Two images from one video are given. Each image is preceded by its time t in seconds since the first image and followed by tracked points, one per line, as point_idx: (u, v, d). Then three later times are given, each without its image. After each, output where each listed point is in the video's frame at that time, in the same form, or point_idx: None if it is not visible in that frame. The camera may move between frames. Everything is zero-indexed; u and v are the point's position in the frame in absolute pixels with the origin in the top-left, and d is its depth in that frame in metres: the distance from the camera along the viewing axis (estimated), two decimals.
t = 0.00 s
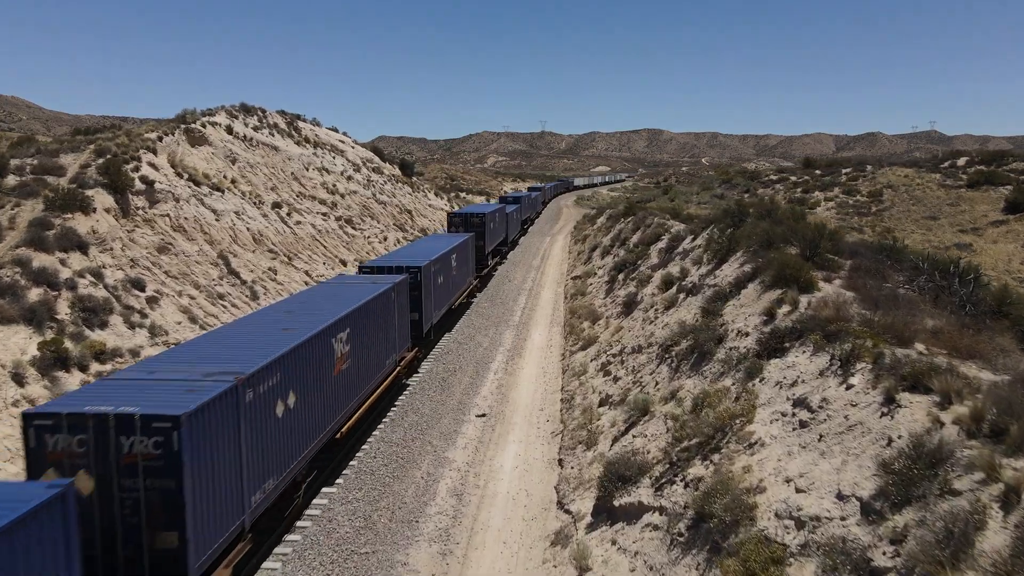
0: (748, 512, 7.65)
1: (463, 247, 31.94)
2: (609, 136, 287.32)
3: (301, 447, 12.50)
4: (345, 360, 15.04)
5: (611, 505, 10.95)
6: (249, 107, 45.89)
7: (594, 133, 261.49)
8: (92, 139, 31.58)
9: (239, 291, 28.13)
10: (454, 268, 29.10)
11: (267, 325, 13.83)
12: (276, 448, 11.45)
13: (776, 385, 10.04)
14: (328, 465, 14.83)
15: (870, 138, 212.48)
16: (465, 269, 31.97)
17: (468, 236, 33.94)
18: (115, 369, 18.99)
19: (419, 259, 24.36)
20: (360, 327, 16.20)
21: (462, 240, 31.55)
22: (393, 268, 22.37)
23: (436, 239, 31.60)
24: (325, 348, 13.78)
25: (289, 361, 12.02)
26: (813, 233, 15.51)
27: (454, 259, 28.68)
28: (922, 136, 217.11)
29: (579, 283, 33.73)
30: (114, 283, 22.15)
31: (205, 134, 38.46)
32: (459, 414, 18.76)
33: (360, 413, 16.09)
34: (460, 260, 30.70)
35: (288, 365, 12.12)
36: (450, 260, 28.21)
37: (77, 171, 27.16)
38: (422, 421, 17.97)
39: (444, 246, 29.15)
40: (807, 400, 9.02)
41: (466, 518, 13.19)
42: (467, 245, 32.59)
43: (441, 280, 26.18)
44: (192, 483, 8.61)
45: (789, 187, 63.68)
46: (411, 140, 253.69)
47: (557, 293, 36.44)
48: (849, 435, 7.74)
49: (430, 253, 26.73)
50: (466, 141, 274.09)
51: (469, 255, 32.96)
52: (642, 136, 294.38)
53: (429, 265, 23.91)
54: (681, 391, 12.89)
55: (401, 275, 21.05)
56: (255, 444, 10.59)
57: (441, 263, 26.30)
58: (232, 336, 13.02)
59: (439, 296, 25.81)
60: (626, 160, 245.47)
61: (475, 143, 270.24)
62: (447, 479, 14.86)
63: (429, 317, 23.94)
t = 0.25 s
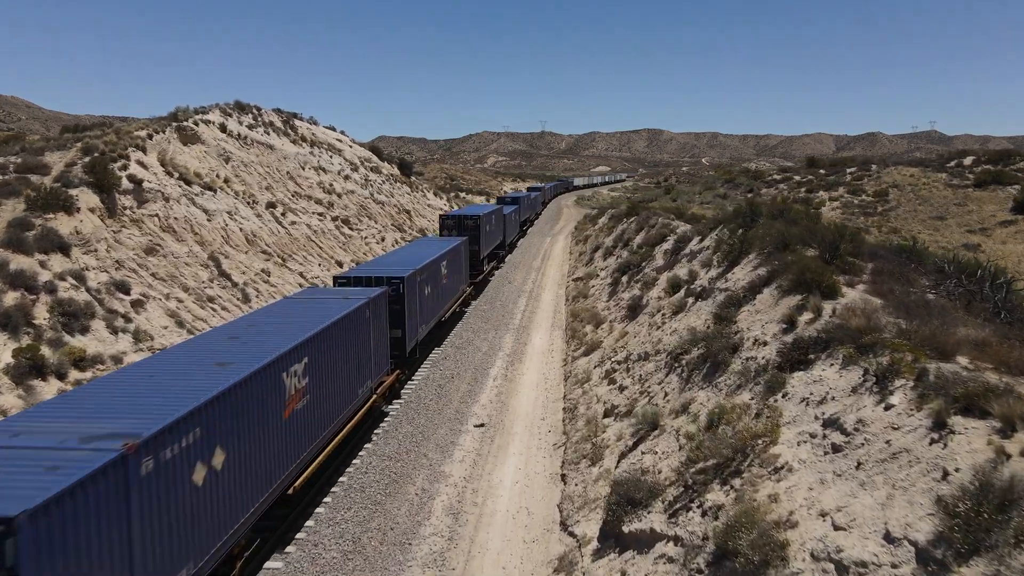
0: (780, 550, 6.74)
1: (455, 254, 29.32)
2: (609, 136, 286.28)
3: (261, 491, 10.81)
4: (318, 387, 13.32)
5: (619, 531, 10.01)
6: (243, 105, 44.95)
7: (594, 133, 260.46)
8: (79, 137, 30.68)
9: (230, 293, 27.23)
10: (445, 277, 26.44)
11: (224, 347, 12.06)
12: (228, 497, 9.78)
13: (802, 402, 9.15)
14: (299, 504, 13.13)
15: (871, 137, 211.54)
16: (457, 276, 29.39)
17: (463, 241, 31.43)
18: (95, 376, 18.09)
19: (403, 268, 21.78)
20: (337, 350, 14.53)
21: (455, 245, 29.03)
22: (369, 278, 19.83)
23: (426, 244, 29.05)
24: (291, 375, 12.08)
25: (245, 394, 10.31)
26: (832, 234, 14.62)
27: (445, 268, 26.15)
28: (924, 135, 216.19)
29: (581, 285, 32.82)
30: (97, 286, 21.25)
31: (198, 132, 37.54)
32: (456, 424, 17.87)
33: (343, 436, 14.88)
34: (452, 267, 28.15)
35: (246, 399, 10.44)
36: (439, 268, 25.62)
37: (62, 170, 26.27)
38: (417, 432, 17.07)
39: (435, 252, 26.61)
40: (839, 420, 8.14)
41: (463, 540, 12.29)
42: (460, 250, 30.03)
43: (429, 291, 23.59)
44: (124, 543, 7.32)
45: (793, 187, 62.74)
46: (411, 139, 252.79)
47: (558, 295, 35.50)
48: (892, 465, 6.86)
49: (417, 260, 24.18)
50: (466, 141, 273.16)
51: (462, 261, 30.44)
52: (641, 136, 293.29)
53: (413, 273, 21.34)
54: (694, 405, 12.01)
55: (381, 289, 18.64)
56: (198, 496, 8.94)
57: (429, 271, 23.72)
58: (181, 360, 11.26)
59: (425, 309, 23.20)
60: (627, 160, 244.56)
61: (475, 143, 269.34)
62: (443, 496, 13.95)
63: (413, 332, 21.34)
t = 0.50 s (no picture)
0: None
1: (444, 261, 26.70)
2: (609, 136, 285.27)
3: (259, 503, 10.38)
4: (317, 392, 12.72)
5: (629, 562, 9.03)
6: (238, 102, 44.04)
7: (594, 133, 259.63)
8: (66, 135, 29.79)
9: (220, 296, 26.33)
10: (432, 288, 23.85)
11: (189, 363, 10.46)
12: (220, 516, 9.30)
13: (833, 423, 8.26)
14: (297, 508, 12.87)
15: (872, 137, 210.67)
16: (445, 287, 26.83)
17: (452, 245, 28.97)
18: (73, 385, 17.19)
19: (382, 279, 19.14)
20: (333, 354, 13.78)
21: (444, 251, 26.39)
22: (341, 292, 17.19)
23: (411, 250, 26.43)
24: (268, 395, 10.60)
25: (239, 409, 9.65)
26: (852, 236, 13.73)
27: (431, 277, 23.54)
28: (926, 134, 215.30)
29: (583, 287, 31.93)
30: (78, 290, 20.35)
31: (190, 130, 36.63)
32: (453, 435, 16.96)
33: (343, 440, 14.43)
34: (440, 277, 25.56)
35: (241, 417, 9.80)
36: (425, 278, 22.99)
37: (45, 168, 25.38)
38: (412, 444, 16.16)
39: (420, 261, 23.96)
40: (879, 445, 7.27)
41: (459, 566, 11.38)
42: (448, 258, 27.41)
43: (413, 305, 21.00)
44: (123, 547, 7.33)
45: (797, 187, 61.85)
46: (411, 139, 251.96)
47: (559, 297, 34.58)
48: (950, 504, 5.99)
49: (402, 269, 21.55)
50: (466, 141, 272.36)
51: (450, 268, 27.79)
52: (642, 136, 292.25)
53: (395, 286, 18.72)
54: (708, 420, 11.11)
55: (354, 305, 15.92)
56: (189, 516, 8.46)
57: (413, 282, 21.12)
58: (174, 365, 10.55)
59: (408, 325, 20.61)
60: (627, 159, 243.67)
61: (475, 143, 268.41)
62: (438, 515, 13.05)
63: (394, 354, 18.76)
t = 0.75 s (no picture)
0: None
1: (432, 269, 24.01)
2: (609, 136, 284.43)
3: (255, 504, 10.11)
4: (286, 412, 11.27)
5: None
6: (231, 100, 43.15)
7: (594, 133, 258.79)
8: (52, 133, 28.91)
9: (210, 299, 25.43)
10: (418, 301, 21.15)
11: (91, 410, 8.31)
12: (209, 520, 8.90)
13: (871, 450, 7.38)
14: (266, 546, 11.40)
15: (873, 137, 209.68)
16: (435, 298, 24.17)
17: (443, 250, 26.32)
18: (48, 395, 16.30)
19: (353, 296, 16.52)
20: (302, 371, 12.20)
21: (432, 258, 23.66)
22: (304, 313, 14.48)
23: (397, 257, 23.80)
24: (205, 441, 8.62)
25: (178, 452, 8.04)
26: (875, 238, 12.84)
27: (416, 287, 20.85)
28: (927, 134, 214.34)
29: (584, 289, 31.04)
30: (57, 294, 19.46)
31: (182, 128, 35.74)
32: (449, 448, 16.05)
33: (320, 468, 12.90)
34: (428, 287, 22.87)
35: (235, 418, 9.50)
36: (408, 291, 20.32)
37: (28, 167, 24.51)
38: (406, 458, 15.25)
39: (403, 270, 21.28)
40: (931, 480, 6.42)
41: None
42: (437, 265, 24.68)
43: (392, 323, 18.35)
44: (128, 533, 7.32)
45: (801, 187, 60.92)
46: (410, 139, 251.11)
47: (560, 299, 33.67)
48: None
49: (379, 282, 18.88)
50: (466, 141, 271.44)
51: (441, 277, 25.12)
52: (642, 136, 291.29)
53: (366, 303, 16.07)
54: (723, 439, 10.21)
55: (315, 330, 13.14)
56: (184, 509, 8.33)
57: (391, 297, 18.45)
58: (156, 369, 10.10)
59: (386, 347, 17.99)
60: (627, 159, 242.73)
61: (475, 143, 267.48)
62: (432, 538, 12.14)
63: (367, 384, 16.14)
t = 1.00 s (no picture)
0: None
1: (416, 280, 21.40)
2: (610, 135, 283.71)
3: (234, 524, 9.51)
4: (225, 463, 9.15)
5: None
6: (225, 98, 42.27)
7: (594, 133, 257.97)
8: (37, 130, 28.06)
9: (198, 302, 24.54)
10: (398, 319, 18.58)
11: None
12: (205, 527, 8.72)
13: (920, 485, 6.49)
14: None
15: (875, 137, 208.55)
16: (421, 314, 21.57)
17: (429, 259, 23.79)
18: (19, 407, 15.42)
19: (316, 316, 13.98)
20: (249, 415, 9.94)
21: (415, 268, 21.11)
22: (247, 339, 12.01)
23: (377, 268, 21.27)
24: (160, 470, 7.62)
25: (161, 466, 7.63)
26: (903, 241, 11.95)
27: (395, 302, 18.33)
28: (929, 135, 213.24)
29: (586, 292, 30.16)
30: (35, 298, 18.60)
31: (173, 126, 34.86)
32: (445, 462, 15.17)
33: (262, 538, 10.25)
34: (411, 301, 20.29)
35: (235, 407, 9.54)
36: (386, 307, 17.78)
37: (9, 166, 23.67)
38: (399, 474, 14.34)
39: (382, 282, 18.74)
40: (997, 524, 5.59)
41: None
42: (422, 275, 22.08)
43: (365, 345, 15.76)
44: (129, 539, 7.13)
45: (805, 187, 60.04)
46: (410, 139, 250.23)
47: (561, 302, 32.75)
48: None
49: (352, 298, 16.34)
50: (467, 142, 270.57)
51: (427, 289, 22.53)
52: (642, 136, 290.71)
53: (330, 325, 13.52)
54: (744, 462, 9.31)
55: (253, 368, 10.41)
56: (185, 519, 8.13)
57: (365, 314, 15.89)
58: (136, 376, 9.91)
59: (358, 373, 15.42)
60: (628, 159, 241.83)
61: (475, 143, 266.60)
62: (426, 564, 11.25)
63: (333, 420, 13.52)
